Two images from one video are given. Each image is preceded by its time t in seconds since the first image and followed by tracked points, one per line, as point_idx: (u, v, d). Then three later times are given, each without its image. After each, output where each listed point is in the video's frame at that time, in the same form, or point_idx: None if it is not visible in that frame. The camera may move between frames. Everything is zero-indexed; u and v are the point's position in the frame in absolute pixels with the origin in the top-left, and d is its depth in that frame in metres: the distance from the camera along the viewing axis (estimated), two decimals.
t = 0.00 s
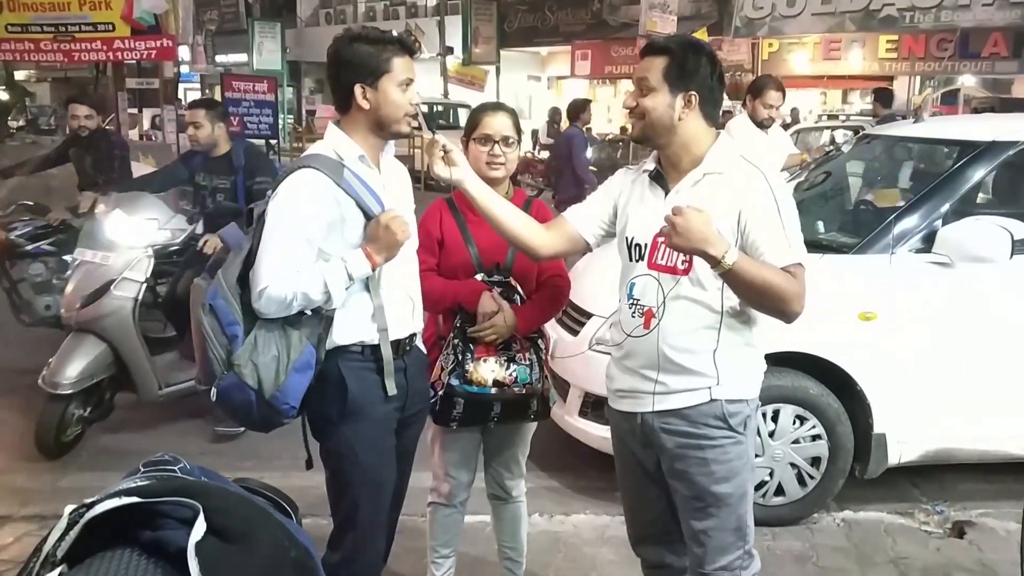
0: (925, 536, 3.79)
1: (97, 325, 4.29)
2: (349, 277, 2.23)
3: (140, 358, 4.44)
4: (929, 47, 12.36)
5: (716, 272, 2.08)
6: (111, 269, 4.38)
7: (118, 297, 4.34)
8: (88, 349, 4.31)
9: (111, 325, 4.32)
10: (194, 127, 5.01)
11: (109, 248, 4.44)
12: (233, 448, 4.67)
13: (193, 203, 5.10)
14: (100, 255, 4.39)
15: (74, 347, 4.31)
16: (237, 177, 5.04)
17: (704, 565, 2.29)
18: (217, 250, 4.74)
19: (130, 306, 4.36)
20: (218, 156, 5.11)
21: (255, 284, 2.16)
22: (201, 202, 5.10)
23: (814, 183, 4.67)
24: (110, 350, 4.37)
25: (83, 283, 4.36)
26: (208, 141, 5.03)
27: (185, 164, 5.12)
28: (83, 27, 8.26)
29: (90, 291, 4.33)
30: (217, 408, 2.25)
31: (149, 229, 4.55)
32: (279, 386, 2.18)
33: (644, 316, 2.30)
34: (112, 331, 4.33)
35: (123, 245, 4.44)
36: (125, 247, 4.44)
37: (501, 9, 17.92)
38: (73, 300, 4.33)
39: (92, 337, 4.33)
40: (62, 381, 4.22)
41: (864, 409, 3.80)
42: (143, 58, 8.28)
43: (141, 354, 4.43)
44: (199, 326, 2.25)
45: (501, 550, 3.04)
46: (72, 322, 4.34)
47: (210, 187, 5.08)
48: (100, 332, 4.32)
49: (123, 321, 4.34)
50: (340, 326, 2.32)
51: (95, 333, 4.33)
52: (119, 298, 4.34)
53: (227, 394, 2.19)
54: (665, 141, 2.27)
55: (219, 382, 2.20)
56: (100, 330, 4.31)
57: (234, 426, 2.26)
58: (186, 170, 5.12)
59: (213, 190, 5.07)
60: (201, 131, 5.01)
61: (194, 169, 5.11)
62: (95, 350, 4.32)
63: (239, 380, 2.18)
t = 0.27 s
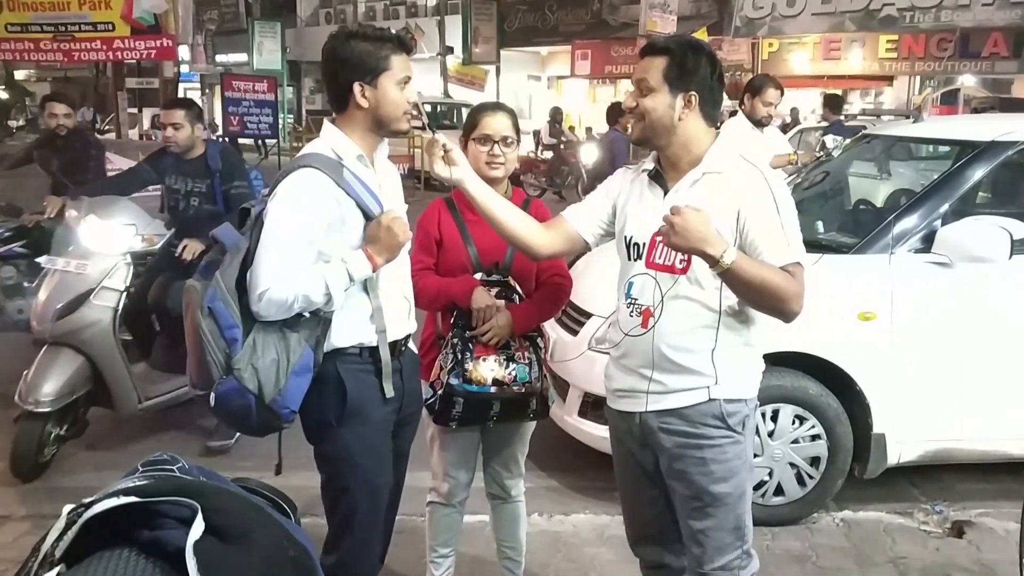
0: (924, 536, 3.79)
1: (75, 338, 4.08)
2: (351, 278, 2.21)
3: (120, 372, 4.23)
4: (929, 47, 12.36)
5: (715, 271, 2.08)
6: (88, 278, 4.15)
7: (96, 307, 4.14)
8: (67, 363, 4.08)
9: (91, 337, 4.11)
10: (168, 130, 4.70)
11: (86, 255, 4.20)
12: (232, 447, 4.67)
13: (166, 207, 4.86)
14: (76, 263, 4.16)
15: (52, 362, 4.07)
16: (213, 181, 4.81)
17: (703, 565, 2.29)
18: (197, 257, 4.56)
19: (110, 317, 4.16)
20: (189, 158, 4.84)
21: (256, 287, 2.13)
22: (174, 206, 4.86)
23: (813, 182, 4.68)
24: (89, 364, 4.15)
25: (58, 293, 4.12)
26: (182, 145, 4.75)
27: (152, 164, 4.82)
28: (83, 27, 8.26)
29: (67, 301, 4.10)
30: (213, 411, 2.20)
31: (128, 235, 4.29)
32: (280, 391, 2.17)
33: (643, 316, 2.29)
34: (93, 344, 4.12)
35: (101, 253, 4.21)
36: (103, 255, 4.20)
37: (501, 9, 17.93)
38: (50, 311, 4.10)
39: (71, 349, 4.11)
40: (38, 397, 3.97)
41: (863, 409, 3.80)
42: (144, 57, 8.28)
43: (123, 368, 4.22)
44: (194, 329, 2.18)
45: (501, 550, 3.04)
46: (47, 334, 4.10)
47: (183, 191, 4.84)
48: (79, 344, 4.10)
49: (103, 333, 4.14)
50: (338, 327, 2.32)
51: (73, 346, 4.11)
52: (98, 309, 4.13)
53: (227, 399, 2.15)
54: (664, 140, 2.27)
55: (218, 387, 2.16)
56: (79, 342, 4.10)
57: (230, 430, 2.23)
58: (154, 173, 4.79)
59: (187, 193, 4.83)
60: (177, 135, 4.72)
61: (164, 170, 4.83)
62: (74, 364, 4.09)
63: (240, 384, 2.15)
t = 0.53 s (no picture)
0: (924, 536, 3.79)
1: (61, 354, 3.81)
2: (350, 278, 2.21)
3: (107, 387, 3.95)
4: (929, 47, 12.39)
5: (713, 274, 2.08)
6: (73, 289, 3.85)
7: (83, 319, 3.86)
8: (51, 380, 3.79)
9: (77, 351, 3.84)
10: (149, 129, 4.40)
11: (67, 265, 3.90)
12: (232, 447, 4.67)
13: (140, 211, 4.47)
14: (59, 273, 3.85)
15: (34, 378, 3.78)
16: (196, 186, 4.51)
17: (703, 564, 2.29)
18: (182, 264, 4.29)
19: (98, 329, 3.88)
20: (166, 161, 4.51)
21: (253, 289, 2.11)
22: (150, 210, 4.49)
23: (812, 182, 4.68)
24: (75, 379, 3.87)
25: (39, 305, 3.81)
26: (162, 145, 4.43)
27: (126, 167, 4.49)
28: (83, 27, 8.27)
29: (50, 314, 3.80)
30: (209, 413, 2.18)
31: (112, 242, 4.00)
32: (279, 394, 2.16)
33: (643, 317, 2.29)
34: (79, 359, 3.85)
35: (85, 262, 3.91)
36: (88, 264, 3.91)
37: (501, 9, 17.95)
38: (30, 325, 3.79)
39: (53, 366, 3.81)
40: (26, 416, 3.70)
41: (862, 409, 3.79)
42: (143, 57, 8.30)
43: (111, 383, 3.95)
44: (188, 330, 2.14)
45: (500, 550, 3.04)
46: (28, 349, 3.80)
47: (161, 195, 4.49)
48: (63, 359, 3.82)
49: (90, 347, 3.86)
50: (336, 328, 2.32)
51: (57, 361, 3.83)
52: (85, 320, 3.86)
53: (225, 402, 2.13)
54: (655, 144, 2.27)
55: (215, 390, 2.13)
56: (64, 356, 3.82)
57: (226, 431, 2.21)
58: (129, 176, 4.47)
59: (166, 198, 4.49)
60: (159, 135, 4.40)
61: (139, 174, 4.49)
62: (60, 379, 3.81)
63: (239, 387, 2.13)
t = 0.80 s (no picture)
0: (923, 536, 3.79)
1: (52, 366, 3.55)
2: (353, 279, 2.21)
3: (99, 403, 3.71)
4: (929, 47, 12.37)
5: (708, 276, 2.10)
6: (63, 300, 3.59)
7: (77, 328, 3.62)
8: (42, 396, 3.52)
9: (68, 365, 3.60)
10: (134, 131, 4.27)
11: (53, 274, 3.62)
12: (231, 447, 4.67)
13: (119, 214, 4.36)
14: (47, 284, 3.56)
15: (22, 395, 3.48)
16: (180, 188, 4.40)
17: (702, 565, 2.28)
18: (168, 270, 4.20)
19: (90, 341, 3.65)
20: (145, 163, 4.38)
21: (256, 291, 2.08)
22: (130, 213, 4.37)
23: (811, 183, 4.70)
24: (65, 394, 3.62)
25: (25, 317, 3.51)
26: (147, 147, 4.30)
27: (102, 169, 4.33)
28: (83, 27, 8.27)
29: (39, 327, 3.53)
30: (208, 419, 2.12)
31: (100, 249, 3.77)
32: (283, 397, 2.13)
33: (641, 319, 2.29)
34: (70, 373, 3.60)
35: (73, 271, 3.65)
36: (76, 273, 3.66)
37: (500, 9, 17.96)
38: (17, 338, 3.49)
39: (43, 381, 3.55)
40: (17, 435, 3.44)
41: (861, 409, 3.79)
42: (144, 57, 8.28)
43: (102, 398, 3.72)
44: (186, 334, 2.06)
45: (499, 551, 3.04)
46: (15, 366, 3.51)
47: (143, 198, 4.37)
48: (53, 374, 3.57)
49: (83, 358, 3.64)
50: (338, 329, 2.32)
51: (46, 377, 3.56)
52: (78, 332, 3.62)
53: (228, 407, 2.08)
54: (644, 148, 2.28)
55: (217, 395, 2.07)
56: (54, 371, 3.57)
57: (225, 438, 2.15)
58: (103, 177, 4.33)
59: (148, 201, 4.37)
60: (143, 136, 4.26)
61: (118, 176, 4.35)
62: (51, 396, 3.55)
63: (242, 392, 2.08)
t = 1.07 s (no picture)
0: (922, 537, 3.79)
1: (47, 378, 3.22)
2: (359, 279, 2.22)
3: (96, 415, 3.39)
4: (929, 48, 12.37)
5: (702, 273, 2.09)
6: (54, 307, 3.24)
7: (72, 335, 3.27)
8: (35, 411, 3.17)
9: (65, 376, 3.26)
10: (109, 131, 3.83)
11: (43, 280, 3.27)
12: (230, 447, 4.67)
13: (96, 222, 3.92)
14: (36, 290, 3.21)
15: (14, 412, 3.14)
16: (162, 191, 3.98)
17: (698, 566, 2.28)
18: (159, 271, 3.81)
19: (87, 347, 3.32)
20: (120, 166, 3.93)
21: (262, 294, 2.08)
22: (108, 220, 3.94)
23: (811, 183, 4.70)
24: (62, 408, 3.27)
25: (15, 327, 3.17)
26: (124, 149, 3.85)
27: (75, 173, 3.88)
28: (83, 27, 8.27)
29: (32, 335, 3.18)
30: (211, 425, 2.10)
31: (89, 251, 3.38)
32: (290, 401, 2.13)
33: (640, 317, 2.30)
34: (66, 385, 3.27)
35: (65, 276, 3.30)
36: (68, 278, 3.29)
37: (500, 9, 17.97)
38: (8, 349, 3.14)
39: (36, 393, 3.21)
40: (16, 453, 3.09)
41: (860, 410, 3.79)
42: (143, 57, 8.33)
43: (100, 410, 3.40)
44: (191, 339, 2.03)
45: (497, 551, 3.04)
46: (6, 377, 3.17)
47: (121, 202, 3.94)
48: (48, 386, 3.23)
49: (81, 367, 3.30)
50: (343, 330, 2.30)
51: (40, 389, 3.22)
52: (72, 340, 3.27)
53: (235, 412, 2.07)
54: (665, 149, 2.27)
55: (224, 400, 2.06)
56: (48, 382, 3.23)
57: (228, 444, 2.14)
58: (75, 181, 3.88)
59: (127, 205, 3.94)
60: (119, 137, 3.82)
61: (92, 180, 3.90)
62: (46, 412, 3.20)
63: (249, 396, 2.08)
